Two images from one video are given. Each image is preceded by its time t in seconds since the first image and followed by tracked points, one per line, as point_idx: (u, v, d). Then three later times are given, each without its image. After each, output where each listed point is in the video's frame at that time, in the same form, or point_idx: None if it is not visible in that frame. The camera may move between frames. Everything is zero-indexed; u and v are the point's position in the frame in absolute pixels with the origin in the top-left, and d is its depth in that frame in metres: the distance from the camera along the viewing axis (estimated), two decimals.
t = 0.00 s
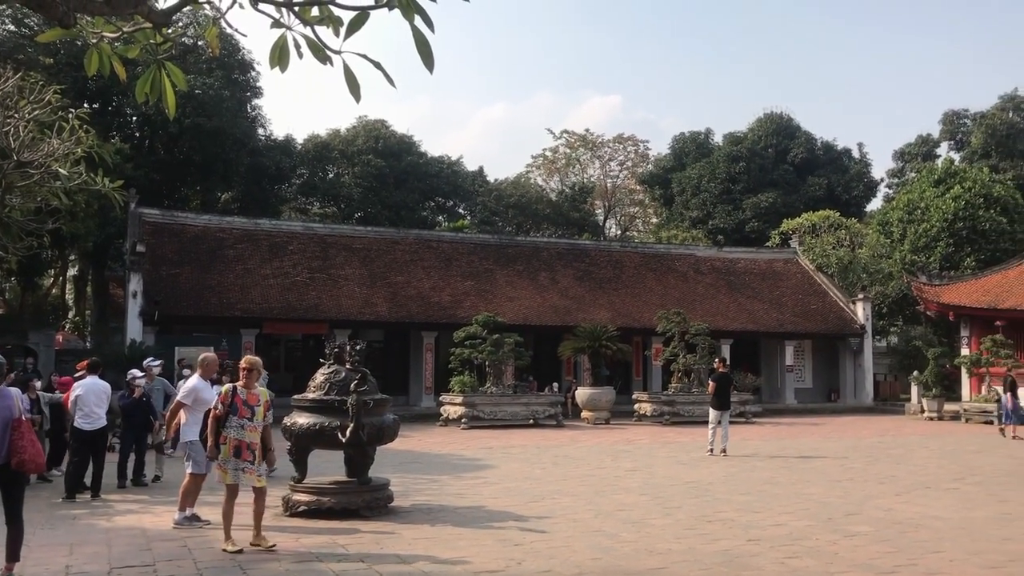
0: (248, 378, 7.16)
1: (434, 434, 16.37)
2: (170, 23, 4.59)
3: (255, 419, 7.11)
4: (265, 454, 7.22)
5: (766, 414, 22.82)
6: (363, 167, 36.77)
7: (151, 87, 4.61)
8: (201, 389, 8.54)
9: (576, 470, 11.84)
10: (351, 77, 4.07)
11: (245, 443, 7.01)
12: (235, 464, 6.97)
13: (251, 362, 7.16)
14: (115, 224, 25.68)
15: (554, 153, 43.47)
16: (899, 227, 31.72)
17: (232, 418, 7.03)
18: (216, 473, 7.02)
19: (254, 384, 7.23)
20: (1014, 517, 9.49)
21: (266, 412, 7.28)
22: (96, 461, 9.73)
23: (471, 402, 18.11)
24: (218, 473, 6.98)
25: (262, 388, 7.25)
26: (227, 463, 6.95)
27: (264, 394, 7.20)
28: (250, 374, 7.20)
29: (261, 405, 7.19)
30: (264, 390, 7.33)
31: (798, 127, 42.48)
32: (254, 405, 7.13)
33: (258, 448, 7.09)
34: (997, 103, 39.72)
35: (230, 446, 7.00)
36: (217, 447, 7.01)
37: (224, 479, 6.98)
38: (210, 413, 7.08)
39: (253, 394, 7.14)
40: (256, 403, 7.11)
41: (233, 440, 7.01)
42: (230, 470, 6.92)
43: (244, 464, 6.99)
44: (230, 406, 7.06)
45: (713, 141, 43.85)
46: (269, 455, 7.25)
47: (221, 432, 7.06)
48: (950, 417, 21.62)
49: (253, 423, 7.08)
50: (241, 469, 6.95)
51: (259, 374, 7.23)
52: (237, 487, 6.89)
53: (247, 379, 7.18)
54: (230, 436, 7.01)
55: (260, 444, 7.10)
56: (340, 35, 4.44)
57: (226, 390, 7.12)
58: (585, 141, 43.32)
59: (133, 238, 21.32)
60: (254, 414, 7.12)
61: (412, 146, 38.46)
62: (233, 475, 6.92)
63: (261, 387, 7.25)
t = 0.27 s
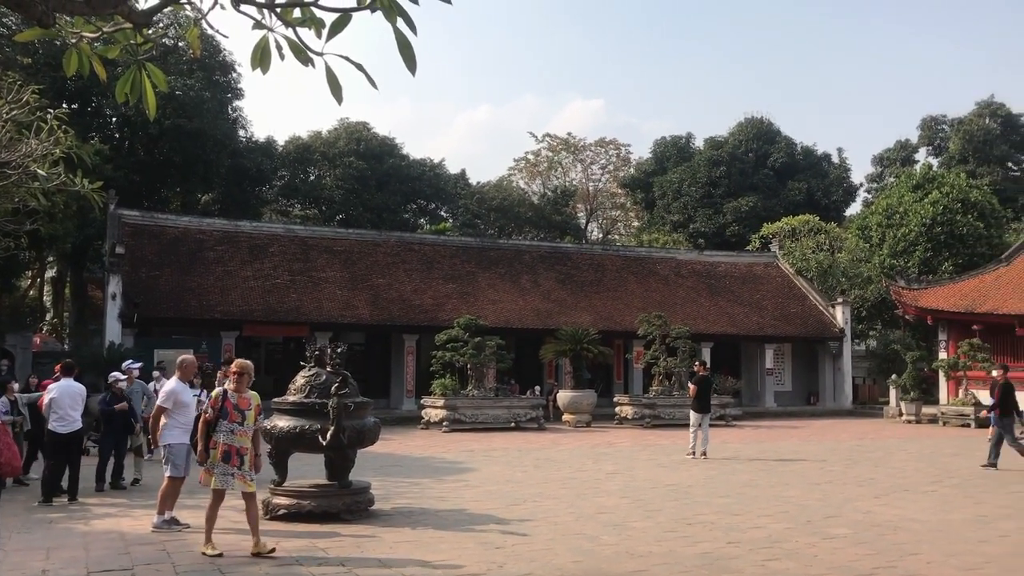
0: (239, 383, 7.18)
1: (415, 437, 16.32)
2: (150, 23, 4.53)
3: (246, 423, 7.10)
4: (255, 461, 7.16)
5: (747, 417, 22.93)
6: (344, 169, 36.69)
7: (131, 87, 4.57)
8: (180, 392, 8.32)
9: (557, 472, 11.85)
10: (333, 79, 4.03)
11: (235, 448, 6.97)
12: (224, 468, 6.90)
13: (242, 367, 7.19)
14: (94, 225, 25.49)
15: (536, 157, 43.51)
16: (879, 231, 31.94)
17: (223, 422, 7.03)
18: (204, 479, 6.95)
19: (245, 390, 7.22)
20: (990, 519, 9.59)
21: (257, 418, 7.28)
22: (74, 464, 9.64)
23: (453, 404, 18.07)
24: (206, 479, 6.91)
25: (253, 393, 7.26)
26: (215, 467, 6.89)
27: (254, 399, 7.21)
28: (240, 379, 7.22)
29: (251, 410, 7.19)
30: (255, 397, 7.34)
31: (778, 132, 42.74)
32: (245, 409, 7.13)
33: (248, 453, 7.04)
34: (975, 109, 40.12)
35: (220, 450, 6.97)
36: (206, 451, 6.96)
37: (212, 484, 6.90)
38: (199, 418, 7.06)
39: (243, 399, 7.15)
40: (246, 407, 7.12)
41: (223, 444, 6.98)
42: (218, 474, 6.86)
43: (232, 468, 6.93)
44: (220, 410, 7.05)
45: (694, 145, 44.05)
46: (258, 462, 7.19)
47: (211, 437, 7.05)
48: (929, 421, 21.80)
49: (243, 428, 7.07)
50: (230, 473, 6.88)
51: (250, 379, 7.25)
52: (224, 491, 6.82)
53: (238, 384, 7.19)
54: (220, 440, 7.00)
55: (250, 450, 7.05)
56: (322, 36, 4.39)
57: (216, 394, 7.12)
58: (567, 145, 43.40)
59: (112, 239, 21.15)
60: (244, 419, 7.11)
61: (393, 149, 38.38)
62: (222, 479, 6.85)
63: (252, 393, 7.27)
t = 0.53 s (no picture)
0: (234, 384, 7.11)
1: (394, 441, 16.26)
2: (128, 23, 4.49)
3: (241, 425, 7.06)
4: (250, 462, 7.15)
5: (725, 421, 23.03)
6: (324, 172, 36.54)
7: (109, 87, 4.54)
8: (158, 395, 8.18)
9: (536, 476, 11.84)
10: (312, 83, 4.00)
11: (231, 451, 6.94)
12: (220, 472, 6.89)
13: (237, 368, 7.10)
14: (70, 227, 25.23)
15: (517, 160, 43.54)
16: (856, 235, 32.20)
17: (218, 425, 6.98)
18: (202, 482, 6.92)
19: (239, 391, 7.16)
20: (965, 522, 9.67)
21: (253, 418, 7.24)
22: (47, 469, 9.50)
23: (432, 408, 18.02)
24: (203, 482, 6.89)
25: (247, 395, 7.20)
26: (213, 472, 6.87)
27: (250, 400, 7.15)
28: (235, 381, 7.15)
29: (246, 411, 7.14)
30: (250, 397, 7.29)
31: (757, 137, 43.02)
32: (240, 411, 7.07)
33: (244, 455, 7.01)
34: (950, 115, 40.56)
35: (215, 453, 6.92)
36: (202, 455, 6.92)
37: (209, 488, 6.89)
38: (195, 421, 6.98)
39: (239, 401, 7.09)
40: (242, 409, 7.06)
41: (219, 448, 6.94)
42: (216, 478, 6.84)
43: (228, 471, 6.91)
44: (215, 413, 6.99)
45: (673, 150, 44.25)
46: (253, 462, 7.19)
47: (206, 439, 7.00)
48: (905, 424, 21.99)
49: (239, 430, 7.03)
50: (226, 477, 6.87)
51: (245, 381, 7.19)
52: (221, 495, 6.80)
53: (233, 385, 7.11)
54: (215, 443, 6.95)
55: (245, 452, 7.03)
56: (302, 39, 4.35)
57: (211, 397, 7.05)
58: (547, 149, 43.48)
59: (88, 241, 20.95)
60: (240, 420, 7.07)
61: (373, 151, 38.29)
62: (220, 483, 6.84)
63: (246, 393, 7.22)
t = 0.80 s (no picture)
0: (222, 389, 7.12)
1: (370, 446, 16.20)
2: (102, 25, 4.43)
3: (231, 429, 7.06)
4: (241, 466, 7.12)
5: (701, 424, 23.14)
6: (300, 175, 36.36)
7: (82, 89, 4.49)
8: (132, 400, 8.09)
9: (513, 480, 11.83)
10: (288, 85, 3.98)
11: (220, 454, 6.92)
12: (211, 474, 6.86)
13: (224, 371, 7.12)
14: (42, 231, 24.95)
15: (494, 164, 43.58)
16: (830, 240, 32.49)
17: (207, 428, 6.98)
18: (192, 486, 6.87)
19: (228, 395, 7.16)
20: (937, 523, 9.77)
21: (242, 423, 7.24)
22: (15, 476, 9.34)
23: (409, 412, 17.96)
24: (193, 486, 6.83)
25: (236, 398, 7.21)
26: (203, 474, 6.82)
27: (239, 404, 7.16)
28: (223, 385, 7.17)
29: (236, 415, 7.15)
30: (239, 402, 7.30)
31: (732, 142, 43.31)
32: (229, 415, 7.08)
33: (234, 459, 6.99)
34: (923, 121, 41.06)
35: (205, 457, 6.91)
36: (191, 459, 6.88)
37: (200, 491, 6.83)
38: (183, 426, 6.98)
39: (227, 404, 7.10)
40: (231, 412, 7.06)
41: (209, 451, 6.93)
42: (205, 481, 6.79)
43: (219, 474, 6.88)
44: (204, 416, 7.00)
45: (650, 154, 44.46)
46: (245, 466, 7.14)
47: (195, 444, 6.99)
48: (879, 426, 22.20)
49: (228, 433, 7.02)
50: (217, 479, 6.83)
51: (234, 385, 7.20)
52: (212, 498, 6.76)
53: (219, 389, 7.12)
54: (204, 446, 6.94)
55: (236, 456, 7.01)
56: (279, 41, 4.31)
57: (198, 401, 7.05)
58: (525, 153, 43.58)
59: (61, 245, 20.71)
60: (229, 424, 7.06)
61: (350, 155, 38.16)
62: (209, 485, 6.79)
63: (236, 398, 7.23)
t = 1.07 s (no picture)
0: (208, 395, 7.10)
1: (346, 451, 16.11)
2: (74, 25, 4.35)
3: (217, 436, 7.04)
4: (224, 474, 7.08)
5: (677, 428, 23.23)
6: (275, 179, 36.18)
7: (54, 91, 4.43)
8: (104, 405, 8.00)
9: (490, 485, 11.82)
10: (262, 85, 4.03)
11: (207, 461, 6.89)
12: (195, 482, 6.80)
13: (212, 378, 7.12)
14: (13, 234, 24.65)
15: (471, 169, 43.60)
16: (804, 245, 32.76)
17: (193, 435, 6.94)
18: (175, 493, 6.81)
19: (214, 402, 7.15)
20: (910, 526, 9.87)
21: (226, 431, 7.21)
22: None
23: (385, 417, 17.89)
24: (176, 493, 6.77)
25: (222, 406, 7.19)
26: (187, 481, 6.77)
27: (225, 412, 7.14)
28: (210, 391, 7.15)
29: (222, 422, 7.13)
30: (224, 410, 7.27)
31: (708, 148, 43.60)
32: (215, 422, 7.06)
33: (220, 467, 6.97)
34: (895, 128, 41.53)
35: (191, 464, 6.87)
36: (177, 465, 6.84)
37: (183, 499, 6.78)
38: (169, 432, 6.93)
39: (214, 411, 7.08)
40: (218, 419, 7.05)
41: (195, 458, 6.89)
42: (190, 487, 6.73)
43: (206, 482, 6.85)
44: (190, 423, 6.96)
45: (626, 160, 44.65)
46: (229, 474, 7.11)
47: (180, 451, 6.93)
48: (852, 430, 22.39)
49: (215, 441, 7.00)
50: (203, 487, 6.79)
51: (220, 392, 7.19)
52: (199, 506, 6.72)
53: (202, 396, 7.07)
54: (190, 453, 6.89)
55: (221, 463, 6.98)
56: (254, 44, 4.33)
57: (184, 408, 7.02)
58: (501, 157, 43.62)
59: (32, 248, 20.46)
60: (215, 431, 7.04)
61: (326, 158, 38.01)
62: (193, 492, 6.73)
63: (221, 405, 7.21)
